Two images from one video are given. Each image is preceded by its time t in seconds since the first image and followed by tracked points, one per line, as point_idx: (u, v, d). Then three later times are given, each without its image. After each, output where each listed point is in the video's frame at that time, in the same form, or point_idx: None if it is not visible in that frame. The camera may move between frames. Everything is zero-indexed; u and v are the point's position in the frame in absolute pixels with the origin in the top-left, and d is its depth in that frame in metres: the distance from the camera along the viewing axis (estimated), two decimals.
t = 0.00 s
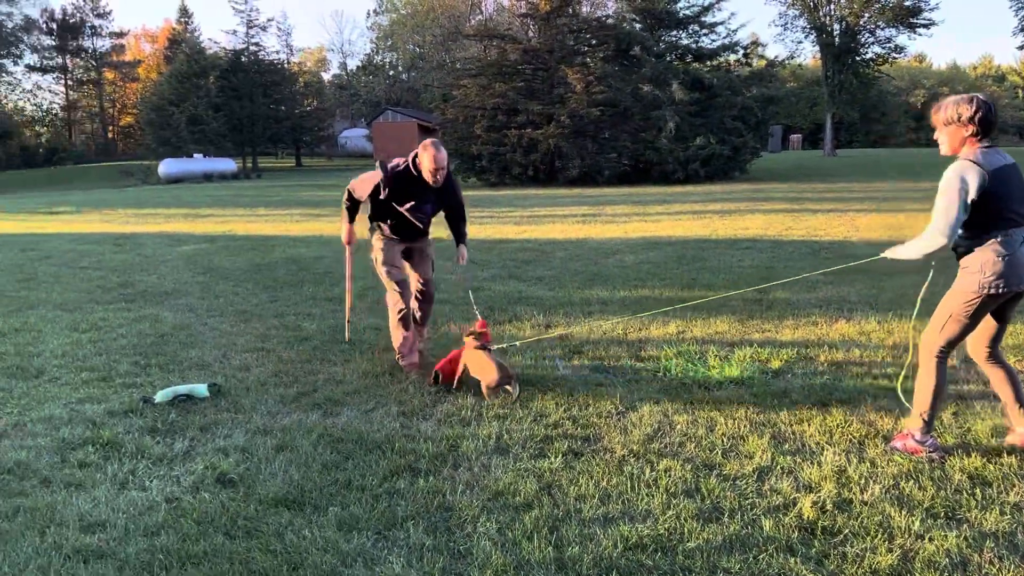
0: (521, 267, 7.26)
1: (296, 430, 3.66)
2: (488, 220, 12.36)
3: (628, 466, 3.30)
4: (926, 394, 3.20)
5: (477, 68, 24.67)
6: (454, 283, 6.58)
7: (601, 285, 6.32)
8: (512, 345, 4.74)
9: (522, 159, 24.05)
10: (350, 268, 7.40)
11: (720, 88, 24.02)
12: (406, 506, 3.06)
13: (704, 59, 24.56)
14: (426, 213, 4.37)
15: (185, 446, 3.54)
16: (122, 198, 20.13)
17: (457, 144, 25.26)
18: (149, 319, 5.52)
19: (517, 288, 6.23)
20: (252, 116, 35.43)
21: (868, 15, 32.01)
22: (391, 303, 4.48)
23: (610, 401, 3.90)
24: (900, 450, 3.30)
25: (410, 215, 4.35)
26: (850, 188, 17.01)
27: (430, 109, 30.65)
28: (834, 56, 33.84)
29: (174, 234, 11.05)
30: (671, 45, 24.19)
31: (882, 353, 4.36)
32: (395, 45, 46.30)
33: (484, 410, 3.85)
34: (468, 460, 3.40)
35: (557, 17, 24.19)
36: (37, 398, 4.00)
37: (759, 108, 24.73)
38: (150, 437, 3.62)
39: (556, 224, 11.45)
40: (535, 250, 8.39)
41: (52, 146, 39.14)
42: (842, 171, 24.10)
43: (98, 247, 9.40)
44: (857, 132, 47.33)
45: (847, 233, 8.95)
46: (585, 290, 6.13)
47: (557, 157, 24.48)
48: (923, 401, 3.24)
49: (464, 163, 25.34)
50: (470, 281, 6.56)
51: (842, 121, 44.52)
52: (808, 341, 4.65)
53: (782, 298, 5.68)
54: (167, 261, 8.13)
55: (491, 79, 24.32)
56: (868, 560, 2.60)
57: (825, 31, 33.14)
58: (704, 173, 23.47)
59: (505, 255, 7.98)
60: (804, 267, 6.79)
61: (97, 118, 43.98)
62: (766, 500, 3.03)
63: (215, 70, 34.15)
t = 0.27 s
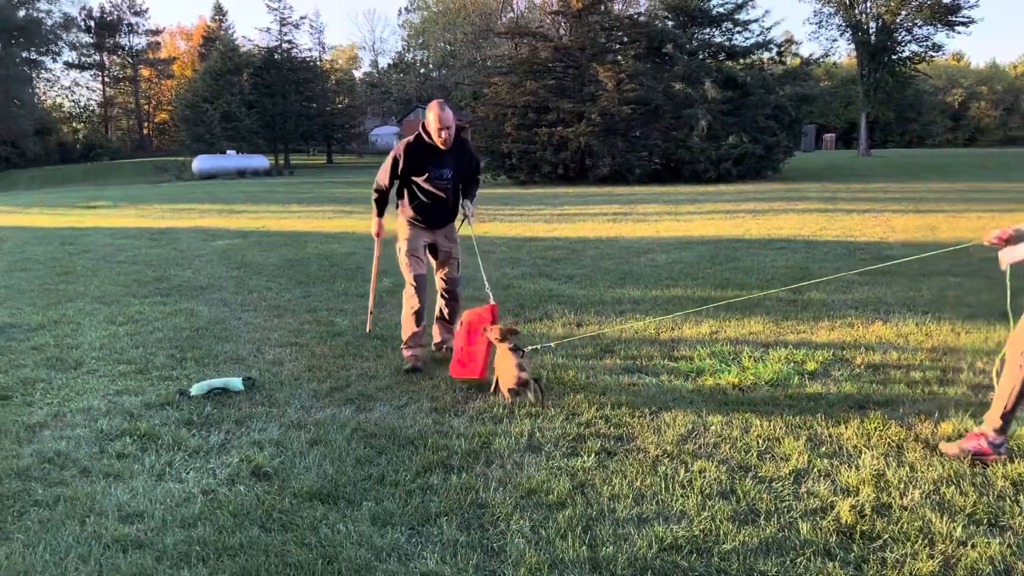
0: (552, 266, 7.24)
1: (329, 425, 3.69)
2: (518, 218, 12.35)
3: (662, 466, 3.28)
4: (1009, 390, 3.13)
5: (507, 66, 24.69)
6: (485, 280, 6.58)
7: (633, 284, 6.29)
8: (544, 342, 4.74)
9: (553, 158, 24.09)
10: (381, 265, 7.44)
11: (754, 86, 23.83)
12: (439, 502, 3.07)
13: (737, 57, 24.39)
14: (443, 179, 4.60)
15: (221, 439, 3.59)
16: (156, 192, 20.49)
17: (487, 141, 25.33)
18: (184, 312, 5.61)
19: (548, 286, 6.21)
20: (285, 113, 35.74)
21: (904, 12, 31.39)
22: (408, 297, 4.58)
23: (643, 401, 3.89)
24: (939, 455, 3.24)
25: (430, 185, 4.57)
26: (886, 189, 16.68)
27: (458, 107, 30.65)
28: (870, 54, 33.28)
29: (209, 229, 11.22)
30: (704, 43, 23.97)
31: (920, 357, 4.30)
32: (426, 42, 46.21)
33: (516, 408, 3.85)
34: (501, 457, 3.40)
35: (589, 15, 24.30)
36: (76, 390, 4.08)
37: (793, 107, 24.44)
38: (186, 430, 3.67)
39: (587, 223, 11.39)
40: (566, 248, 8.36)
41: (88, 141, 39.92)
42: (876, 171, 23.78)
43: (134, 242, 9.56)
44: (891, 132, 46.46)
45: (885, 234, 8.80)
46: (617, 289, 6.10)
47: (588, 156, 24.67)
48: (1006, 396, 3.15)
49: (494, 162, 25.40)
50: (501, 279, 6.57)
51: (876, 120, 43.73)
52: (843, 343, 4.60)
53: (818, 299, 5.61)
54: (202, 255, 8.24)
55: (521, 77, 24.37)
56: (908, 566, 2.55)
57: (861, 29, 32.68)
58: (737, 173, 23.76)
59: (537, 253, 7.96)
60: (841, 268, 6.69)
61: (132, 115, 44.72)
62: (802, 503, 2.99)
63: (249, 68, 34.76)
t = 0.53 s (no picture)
0: (571, 262, 7.24)
1: (350, 418, 3.72)
2: (538, 214, 12.37)
3: (683, 463, 3.26)
4: None
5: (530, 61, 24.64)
6: (505, 276, 6.59)
7: (654, 280, 6.28)
8: (565, 338, 4.74)
9: (574, 154, 24.05)
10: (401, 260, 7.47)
11: (777, 83, 23.59)
12: (459, 495, 3.07)
13: (761, 53, 24.20)
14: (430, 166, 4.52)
15: (244, 430, 3.62)
16: (179, 187, 20.73)
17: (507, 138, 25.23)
18: (207, 305, 5.67)
19: (568, 283, 6.21)
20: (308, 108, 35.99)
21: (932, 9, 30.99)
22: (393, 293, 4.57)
23: (665, 397, 3.89)
24: (965, 455, 3.20)
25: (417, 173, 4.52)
26: (911, 188, 16.47)
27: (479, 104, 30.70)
28: (897, 50, 32.87)
29: (232, 222, 11.34)
30: (727, 39, 23.95)
31: (946, 356, 4.24)
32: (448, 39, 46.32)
33: (537, 403, 3.86)
34: (521, 451, 3.41)
35: (611, 11, 24.08)
36: (102, 380, 4.14)
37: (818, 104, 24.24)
38: (209, 421, 3.71)
39: (608, 219, 11.38)
40: (587, 245, 8.35)
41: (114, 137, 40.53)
42: (899, 170, 23.50)
43: (158, 235, 9.68)
44: (916, 130, 45.88)
45: (910, 233, 8.71)
46: (638, 285, 6.08)
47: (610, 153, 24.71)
48: None
49: (514, 158, 25.32)
50: (521, 274, 6.58)
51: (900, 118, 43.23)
52: (867, 341, 4.56)
53: (842, 297, 5.56)
54: (224, 249, 8.31)
55: (543, 73, 24.35)
56: (933, 565, 2.52)
57: (887, 26, 32.28)
58: (759, 170, 23.97)
59: (557, 249, 7.96)
60: (865, 266, 6.63)
61: (156, 110, 45.35)
62: (824, 501, 2.96)
63: (272, 64, 34.81)
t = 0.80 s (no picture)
0: (582, 258, 7.23)
1: (360, 412, 3.73)
2: (549, 210, 12.38)
3: (693, 458, 3.25)
4: None
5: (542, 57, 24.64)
6: (515, 271, 6.59)
7: (666, 277, 6.26)
8: (575, 334, 4.74)
9: (585, 150, 23.95)
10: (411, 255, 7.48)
11: (791, 79, 23.43)
12: (469, 489, 3.08)
13: (774, 50, 24.04)
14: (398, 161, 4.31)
15: (255, 423, 3.64)
16: (192, 181, 20.85)
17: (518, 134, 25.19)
18: (219, 299, 5.70)
19: (578, 279, 6.21)
20: (319, 104, 36.00)
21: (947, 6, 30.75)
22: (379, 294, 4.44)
23: (675, 393, 3.88)
24: (978, 454, 3.17)
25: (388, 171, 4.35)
26: (926, 185, 16.34)
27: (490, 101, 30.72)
28: (912, 47, 32.63)
29: (244, 217, 11.39)
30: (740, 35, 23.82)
31: (958, 353, 4.22)
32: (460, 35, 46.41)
33: (547, 399, 3.86)
34: (531, 446, 3.41)
35: (623, 7, 24.28)
36: (115, 373, 4.17)
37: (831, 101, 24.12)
38: (220, 414, 3.73)
39: (619, 215, 11.37)
40: (598, 241, 8.34)
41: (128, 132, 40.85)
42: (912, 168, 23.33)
43: (171, 230, 9.74)
44: (930, 127, 45.53)
45: (923, 231, 8.66)
46: (650, 282, 6.06)
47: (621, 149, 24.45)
48: None
49: (525, 154, 25.22)
50: (531, 271, 6.58)
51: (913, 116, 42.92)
52: (880, 338, 4.54)
53: (854, 294, 5.53)
54: (236, 243, 8.36)
55: (555, 69, 24.36)
56: (944, 563, 2.50)
57: (902, 22, 32.00)
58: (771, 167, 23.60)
59: (568, 245, 7.96)
60: (878, 264, 6.58)
61: (169, 105, 45.65)
62: (835, 499, 2.94)
63: (285, 59, 34.90)
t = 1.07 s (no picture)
0: (588, 253, 7.22)
1: (367, 406, 3.74)
2: (556, 205, 12.36)
3: (699, 455, 3.26)
4: None
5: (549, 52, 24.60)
6: (522, 266, 6.57)
7: (673, 272, 6.24)
8: (582, 329, 4.74)
9: (593, 144, 23.89)
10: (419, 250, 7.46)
11: (799, 74, 23.29)
12: (475, 483, 3.08)
13: (783, 45, 23.94)
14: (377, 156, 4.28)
15: (262, 417, 3.66)
16: (200, 175, 20.91)
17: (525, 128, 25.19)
18: (226, 293, 5.72)
19: (585, 274, 6.19)
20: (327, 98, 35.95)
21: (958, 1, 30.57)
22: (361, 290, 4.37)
23: (682, 389, 3.88)
24: (985, 451, 3.16)
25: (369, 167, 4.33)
26: (936, 181, 16.25)
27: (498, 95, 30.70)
28: (922, 42, 32.47)
29: (251, 211, 11.41)
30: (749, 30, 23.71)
31: (968, 350, 4.19)
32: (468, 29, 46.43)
33: (554, 394, 3.88)
34: (537, 441, 3.42)
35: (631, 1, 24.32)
36: (123, 366, 4.19)
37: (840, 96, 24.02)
38: (228, 408, 3.75)
39: (625, 210, 11.35)
40: (604, 236, 8.32)
41: (136, 126, 40.96)
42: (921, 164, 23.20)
43: (179, 223, 9.77)
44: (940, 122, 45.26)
45: (932, 227, 8.62)
46: (656, 278, 6.04)
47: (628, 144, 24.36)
48: None
49: (533, 148, 25.14)
50: (538, 266, 6.57)
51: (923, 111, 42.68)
52: (889, 334, 4.52)
53: (863, 291, 5.49)
54: (243, 236, 8.37)
55: (563, 63, 24.28)
56: (952, 561, 2.49)
57: (912, 16, 31.80)
58: (779, 163, 23.46)
59: (575, 241, 7.94)
60: (887, 261, 6.54)
61: (177, 98, 45.76)
62: (841, 495, 2.94)
63: (293, 52, 34.85)
